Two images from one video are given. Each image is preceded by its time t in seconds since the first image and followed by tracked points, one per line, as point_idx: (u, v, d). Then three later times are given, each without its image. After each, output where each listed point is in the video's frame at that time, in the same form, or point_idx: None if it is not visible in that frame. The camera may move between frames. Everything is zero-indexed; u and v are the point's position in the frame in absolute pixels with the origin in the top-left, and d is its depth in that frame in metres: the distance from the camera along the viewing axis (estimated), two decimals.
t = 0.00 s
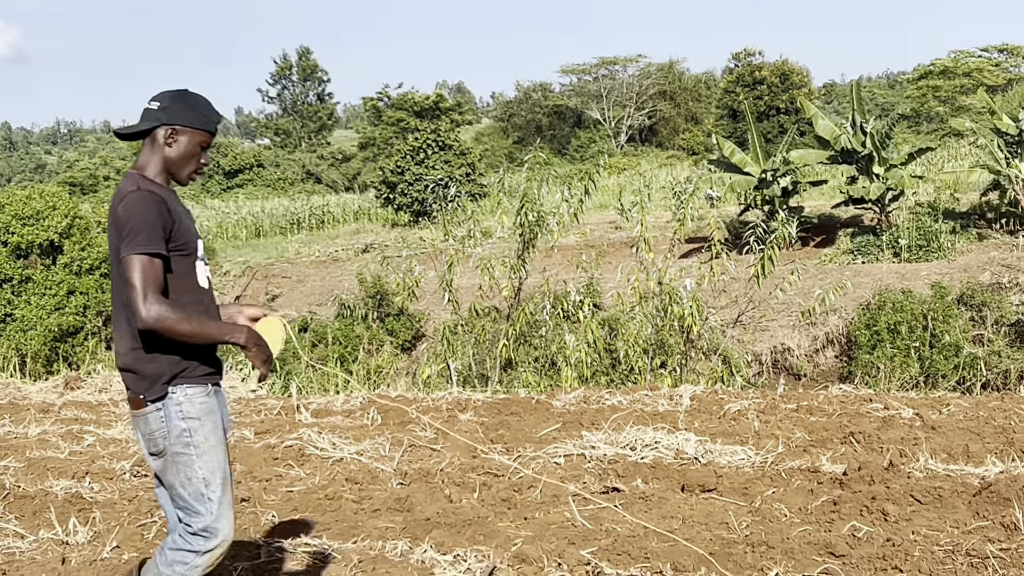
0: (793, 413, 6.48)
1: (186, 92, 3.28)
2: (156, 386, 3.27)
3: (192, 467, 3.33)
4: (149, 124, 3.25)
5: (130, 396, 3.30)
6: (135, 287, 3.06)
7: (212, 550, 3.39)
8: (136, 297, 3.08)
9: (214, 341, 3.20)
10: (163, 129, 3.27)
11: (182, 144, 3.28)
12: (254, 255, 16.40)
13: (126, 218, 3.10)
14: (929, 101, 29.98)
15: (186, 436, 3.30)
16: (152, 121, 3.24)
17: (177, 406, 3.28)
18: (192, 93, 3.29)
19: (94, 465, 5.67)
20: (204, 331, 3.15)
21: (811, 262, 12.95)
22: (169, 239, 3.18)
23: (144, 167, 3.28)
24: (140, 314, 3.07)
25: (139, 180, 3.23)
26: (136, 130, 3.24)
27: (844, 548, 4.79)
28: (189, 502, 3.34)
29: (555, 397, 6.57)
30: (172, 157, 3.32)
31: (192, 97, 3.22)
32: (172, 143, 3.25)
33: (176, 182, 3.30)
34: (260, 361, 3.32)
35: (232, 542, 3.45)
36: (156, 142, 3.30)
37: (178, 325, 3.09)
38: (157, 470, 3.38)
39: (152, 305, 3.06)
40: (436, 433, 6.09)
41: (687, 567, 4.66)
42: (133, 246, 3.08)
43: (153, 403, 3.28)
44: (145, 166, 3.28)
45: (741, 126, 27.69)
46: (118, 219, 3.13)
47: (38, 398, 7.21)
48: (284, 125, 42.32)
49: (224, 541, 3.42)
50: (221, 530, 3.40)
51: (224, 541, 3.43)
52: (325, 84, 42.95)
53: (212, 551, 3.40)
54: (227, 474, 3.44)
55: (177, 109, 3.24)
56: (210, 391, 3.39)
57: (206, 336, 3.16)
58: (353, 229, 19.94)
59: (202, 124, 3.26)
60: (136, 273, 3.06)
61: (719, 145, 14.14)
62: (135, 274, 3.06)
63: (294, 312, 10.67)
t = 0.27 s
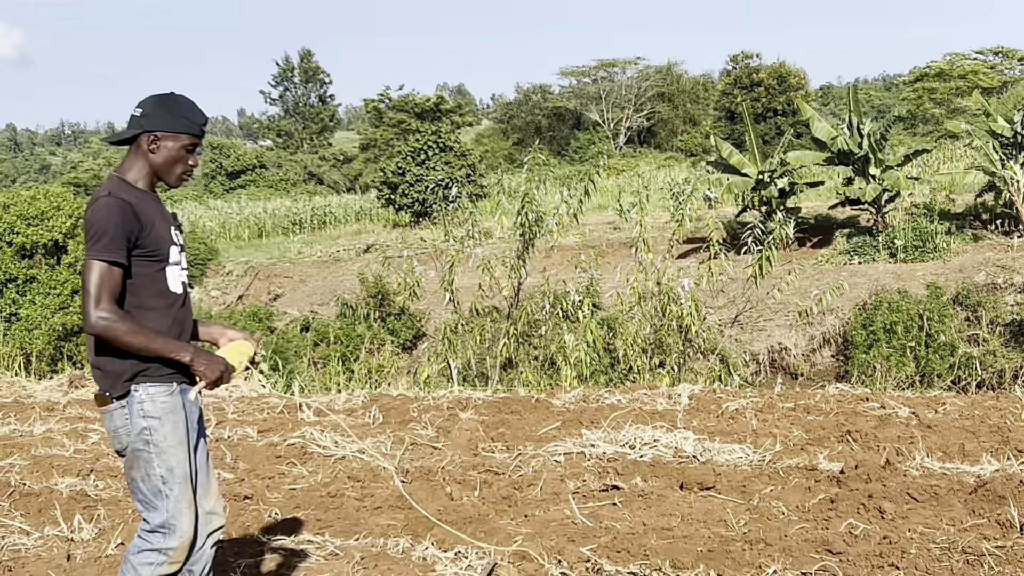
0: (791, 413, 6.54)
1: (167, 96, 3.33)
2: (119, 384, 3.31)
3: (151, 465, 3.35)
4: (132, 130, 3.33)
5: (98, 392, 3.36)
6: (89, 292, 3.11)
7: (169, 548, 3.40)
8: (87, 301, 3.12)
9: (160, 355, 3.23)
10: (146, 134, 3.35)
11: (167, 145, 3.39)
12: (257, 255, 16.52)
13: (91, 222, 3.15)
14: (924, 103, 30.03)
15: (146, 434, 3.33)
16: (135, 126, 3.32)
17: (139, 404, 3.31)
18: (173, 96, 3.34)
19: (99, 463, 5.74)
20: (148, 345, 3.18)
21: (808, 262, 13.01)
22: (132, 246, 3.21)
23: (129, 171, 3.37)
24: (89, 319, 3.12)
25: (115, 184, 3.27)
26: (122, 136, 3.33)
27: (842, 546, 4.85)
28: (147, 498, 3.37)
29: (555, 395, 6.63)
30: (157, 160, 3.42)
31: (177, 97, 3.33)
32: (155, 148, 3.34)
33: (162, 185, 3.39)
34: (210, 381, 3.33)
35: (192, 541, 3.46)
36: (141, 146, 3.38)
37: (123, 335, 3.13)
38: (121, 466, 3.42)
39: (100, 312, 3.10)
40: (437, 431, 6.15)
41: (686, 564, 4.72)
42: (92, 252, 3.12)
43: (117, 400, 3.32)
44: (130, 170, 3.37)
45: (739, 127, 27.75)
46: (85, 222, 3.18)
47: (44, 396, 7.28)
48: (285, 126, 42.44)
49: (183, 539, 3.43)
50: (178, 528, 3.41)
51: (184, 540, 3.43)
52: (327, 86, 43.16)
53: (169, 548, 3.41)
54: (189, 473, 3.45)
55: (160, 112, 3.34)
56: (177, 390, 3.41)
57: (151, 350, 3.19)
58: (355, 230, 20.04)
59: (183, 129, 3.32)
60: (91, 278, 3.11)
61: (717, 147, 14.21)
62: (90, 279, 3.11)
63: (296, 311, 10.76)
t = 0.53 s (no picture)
0: (787, 409, 6.69)
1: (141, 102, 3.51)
2: (98, 378, 3.49)
3: (132, 456, 3.53)
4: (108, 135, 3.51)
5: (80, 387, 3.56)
6: (63, 291, 3.31)
7: (153, 536, 3.59)
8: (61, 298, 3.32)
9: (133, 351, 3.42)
10: (121, 139, 3.53)
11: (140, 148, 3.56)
12: (265, 254, 16.80)
13: (66, 223, 3.35)
14: (917, 106, 30.15)
15: (126, 427, 3.51)
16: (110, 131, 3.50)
17: (119, 397, 3.50)
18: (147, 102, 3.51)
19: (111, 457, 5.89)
20: (120, 341, 3.37)
21: (804, 262, 13.15)
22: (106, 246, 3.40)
23: (106, 174, 3.55)
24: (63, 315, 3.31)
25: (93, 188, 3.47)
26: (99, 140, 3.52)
27: (837, 539, 4.99)
28: (128, 489, 3.55)
29: (556, 392, 6.78)
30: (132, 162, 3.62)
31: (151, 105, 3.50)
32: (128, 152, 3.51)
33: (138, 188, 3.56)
34: (180, 380, 3.53)
35: (175, 527, 3.64)
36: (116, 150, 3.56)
37: (95, 332, 3.32)
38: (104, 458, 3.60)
39: (72, 309, 3.29)
40: (441, 426, 6.30)
41: (684, 556, 4.85)
42: (66, 252, 3.31)
43: (97, 393, 3.51)
44: (107, 174, 3.56)
45: (736, 129, 27.92)
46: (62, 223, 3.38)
47: (57, 392, 7.44)
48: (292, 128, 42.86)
49: (165, 527, 3.61)
50: (161, 516, 3.59)
51: (167, 526, 3.62)
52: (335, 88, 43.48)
53: (153, 536, 3.60)
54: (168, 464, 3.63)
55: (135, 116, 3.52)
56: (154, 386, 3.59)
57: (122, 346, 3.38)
58: (361, 230, 20.28)
59: (153, 134, 3.49)
60: (65, 277, 3.31)
61: (715, 148, 14.38)
62: (64, 278, 3.31)
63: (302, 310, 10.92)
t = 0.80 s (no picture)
0: (781, 402, 6.92)
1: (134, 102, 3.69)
2: (110, 365, 3.66)
3: (143, 440, 3.69)
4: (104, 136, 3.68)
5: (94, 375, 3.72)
6: (71, 281, 3.48)
7: (164, 517, 3.73)
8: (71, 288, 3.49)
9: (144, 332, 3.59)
10: (116, 138, 3.70)
11: (134, 147, 3.71)
12: (278, 254, 17.48)
13: (71, 218, 3.52)
14: (907, 111, 30.60)
15: (137, 412, 3.67)
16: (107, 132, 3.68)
17: (129, 383, 3.66)
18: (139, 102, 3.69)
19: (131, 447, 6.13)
20: (130, 322, 3.54)
21: (798, 261, 13.41)
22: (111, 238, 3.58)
23: (105, 173, 3.72)
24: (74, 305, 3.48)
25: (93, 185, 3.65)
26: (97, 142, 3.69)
27: (830, 527, 5.21)
28: (140, 473, 3.69)
29: (560, 385, 7.01)
30: (129, 160, 3.79)
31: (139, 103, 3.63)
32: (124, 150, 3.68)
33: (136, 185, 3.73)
34: (191, 355, 3.69)
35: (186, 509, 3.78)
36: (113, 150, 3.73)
37: (107, 315, 3.49)
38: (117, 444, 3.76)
39: (82, 297, 3.46)
40: (449, 418, 6.54)
41: (683, 544, 5.07)
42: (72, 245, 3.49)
43: (108, 381, 3.68)
44: (106, 173, 3.73)
45: (732, 133, 28.21)
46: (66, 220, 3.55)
47: (78, 385, 7.70)
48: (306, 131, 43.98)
49: (177, 508, 3.75)
50: (172, 498, 3.73)
51: (178, 508, 3.76)
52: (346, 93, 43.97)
53: (164, 517, 3.73)
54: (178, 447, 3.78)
55: (125, 116, 3.66)
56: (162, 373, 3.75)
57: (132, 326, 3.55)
58: (371, 230, 20.78)
59: (147, 130, 3.66)
60: (73, 268, 3.48)
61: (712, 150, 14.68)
62: (71, 269, 3.48)
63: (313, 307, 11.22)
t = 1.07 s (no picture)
0: (782, 396, 7.08)
1: (143, 105, 3.80)
2: (117, 359, 3.76)
3: (154, 429, 3.80)
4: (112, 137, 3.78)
5: (99, 370, 3.81)
6: (94, 277, 3.59)
7: (180, 499, 3.84)
8: (92, 284, 3.60)
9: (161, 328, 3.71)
10: (125, 139, 3.80)
11: (142, 148, 3.83)
12: (292, 254, 18.52)
13: (89, 216, 3.62)
14: (905, 113, 30.89)
15: (146, 402, 3.78)
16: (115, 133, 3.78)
17: (138, 375, 3.78)
18: (147, 104, 3.81)
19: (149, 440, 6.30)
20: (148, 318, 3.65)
21: (797, 258, 13.61)
22: (128, 236, 3.71)
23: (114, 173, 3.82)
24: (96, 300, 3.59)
25: (106, 184, 3.75)
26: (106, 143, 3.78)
27: (830, 518, 5.36)
28: (153, 460, 3.79)
29: (565, 380, 7.18)
30: (137, 161, 3.89)
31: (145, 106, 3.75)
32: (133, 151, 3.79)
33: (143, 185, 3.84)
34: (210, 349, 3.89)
35: (198, 492, 3.90)
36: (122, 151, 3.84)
37: (127, 311, 3.61)
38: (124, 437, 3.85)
39: (106, 293, 3.58)
40: (458, 412, 6.72)
41: (686, 534, 5.22)
42: (93, 242, 3.59)
43: (115, 374, 3.78)
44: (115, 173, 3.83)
45: (734, 134, 28.51)
46: (83, 217, 3.65)
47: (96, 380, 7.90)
48: (319, 133, 45.11)
49: (190, 490, 3.87)
50: (186, 481, 3.85)
51: (191, 491, 3.88)
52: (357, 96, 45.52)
53: (180, 500, 3.84)
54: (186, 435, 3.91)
55: (132, 118, 3.78)
56: (166, 366, 3.88)
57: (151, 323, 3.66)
58: (381, 230, 21.67)
59: (156, 132, 3.78)
60: (95, 264, 3.59)
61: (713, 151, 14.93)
62: (94, 265, 3.59)
63: (325, 303, 11.45)
